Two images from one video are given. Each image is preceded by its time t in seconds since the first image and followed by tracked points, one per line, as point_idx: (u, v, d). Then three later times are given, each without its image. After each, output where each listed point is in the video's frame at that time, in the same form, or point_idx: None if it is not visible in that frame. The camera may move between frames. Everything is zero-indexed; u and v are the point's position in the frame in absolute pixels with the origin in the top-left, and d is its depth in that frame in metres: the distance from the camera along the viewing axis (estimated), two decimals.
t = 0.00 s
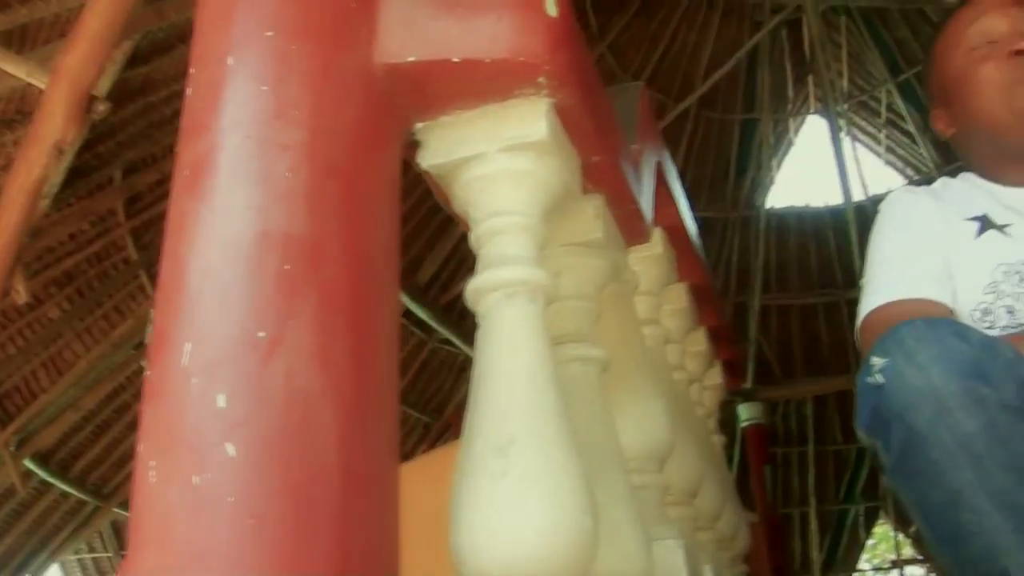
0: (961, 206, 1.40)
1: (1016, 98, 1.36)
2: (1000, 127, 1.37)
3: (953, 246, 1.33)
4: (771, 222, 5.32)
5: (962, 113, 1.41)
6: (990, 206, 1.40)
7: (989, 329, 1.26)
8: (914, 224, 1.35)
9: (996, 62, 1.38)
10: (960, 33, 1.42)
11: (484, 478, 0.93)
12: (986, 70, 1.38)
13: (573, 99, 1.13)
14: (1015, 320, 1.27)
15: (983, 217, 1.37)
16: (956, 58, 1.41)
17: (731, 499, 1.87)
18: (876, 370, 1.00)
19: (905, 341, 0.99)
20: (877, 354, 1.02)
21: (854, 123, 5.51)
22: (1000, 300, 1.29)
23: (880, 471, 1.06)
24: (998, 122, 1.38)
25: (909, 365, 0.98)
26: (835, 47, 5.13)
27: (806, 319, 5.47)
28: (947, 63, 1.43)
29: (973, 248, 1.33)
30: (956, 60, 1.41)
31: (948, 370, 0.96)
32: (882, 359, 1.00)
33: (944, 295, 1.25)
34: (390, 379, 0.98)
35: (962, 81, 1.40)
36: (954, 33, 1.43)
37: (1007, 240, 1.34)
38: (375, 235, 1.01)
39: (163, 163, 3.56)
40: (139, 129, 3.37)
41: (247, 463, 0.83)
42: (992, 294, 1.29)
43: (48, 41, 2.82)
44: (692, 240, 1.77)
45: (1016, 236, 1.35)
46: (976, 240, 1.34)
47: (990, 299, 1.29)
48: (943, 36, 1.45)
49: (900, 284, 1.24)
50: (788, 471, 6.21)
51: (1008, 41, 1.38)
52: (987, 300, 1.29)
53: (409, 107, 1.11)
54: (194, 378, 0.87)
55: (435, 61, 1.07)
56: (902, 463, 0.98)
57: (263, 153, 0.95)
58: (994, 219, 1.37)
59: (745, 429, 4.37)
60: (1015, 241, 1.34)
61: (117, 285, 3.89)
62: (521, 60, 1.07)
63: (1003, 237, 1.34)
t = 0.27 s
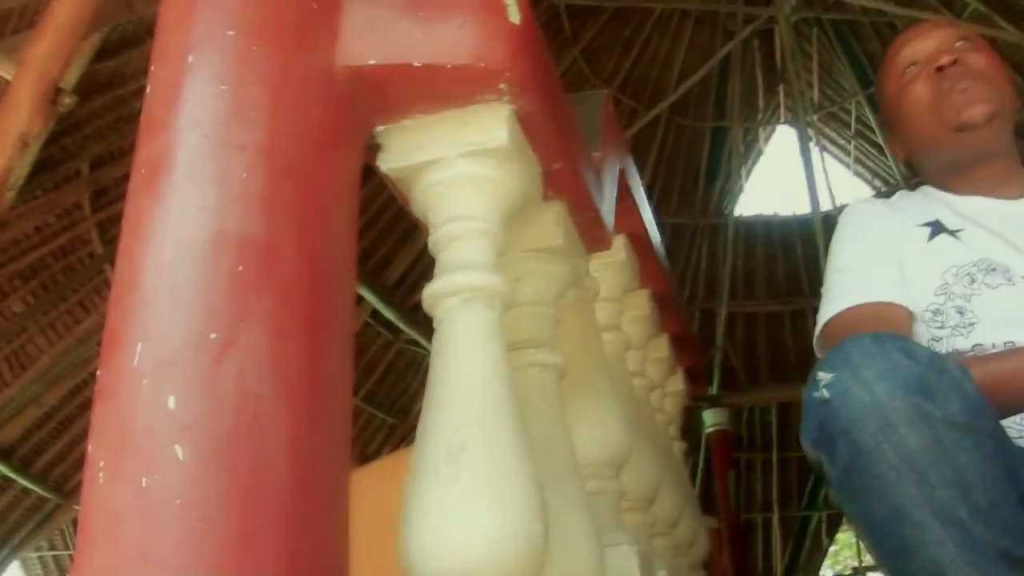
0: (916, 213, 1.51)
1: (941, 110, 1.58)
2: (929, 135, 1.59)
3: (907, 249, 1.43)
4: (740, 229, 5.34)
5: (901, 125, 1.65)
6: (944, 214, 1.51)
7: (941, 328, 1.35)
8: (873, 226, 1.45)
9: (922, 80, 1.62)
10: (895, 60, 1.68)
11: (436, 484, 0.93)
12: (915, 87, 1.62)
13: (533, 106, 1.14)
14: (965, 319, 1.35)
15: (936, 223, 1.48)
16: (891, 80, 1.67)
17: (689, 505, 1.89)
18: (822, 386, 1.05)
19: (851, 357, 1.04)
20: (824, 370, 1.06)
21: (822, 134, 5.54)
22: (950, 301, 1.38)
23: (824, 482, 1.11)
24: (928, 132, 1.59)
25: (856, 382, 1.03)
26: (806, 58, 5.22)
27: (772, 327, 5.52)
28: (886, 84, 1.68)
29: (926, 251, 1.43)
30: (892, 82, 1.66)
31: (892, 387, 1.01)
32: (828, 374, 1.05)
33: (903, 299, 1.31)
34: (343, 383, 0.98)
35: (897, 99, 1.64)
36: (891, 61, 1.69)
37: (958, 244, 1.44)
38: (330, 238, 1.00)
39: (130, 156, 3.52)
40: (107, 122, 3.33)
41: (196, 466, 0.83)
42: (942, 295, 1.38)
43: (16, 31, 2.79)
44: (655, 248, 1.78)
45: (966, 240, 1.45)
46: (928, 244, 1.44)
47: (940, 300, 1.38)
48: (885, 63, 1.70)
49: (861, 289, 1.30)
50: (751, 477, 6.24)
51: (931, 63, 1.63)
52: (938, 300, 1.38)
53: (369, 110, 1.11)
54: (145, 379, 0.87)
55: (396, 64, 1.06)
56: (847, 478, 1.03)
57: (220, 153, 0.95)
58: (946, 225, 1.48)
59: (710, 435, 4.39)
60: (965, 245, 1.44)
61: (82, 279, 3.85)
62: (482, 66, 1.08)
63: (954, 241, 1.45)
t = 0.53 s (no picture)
0: (877, 241, 1.53)
1: (897, 142, 1.60)
2: (887, 166, 1.61)
3: (867, 276, 1.45)
4: (709, 238, 5.38)
5: (861, 155, 1.67)
6: (904, 241, 1.53)
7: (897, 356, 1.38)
8: (834, 250, 1.46)
9: (879, 111, 1.64)
10: (858, 90, 1.71)
11: (389, 490, 0.93)
12: (873, 118, 1.64)
13: (496, 115, 1.14)
14: (922, 347, 1.39)
15: (896, 252, 1.50)
16: (853, 110, 1.69)
17: (650, 512, 1.90)
18: (775, 398, 1.06)
19: (804, 370, 1.05)
20: (777, 382, 1.07)
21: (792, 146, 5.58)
22: (907, 328, 1.40)
23: (777, 495, 1.12)
24: (886, 163, 1.61)
25: (808, 394, 1.04)
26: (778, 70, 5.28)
27: (739, 336, 5.59)
28: (849, 113, 1.71)
29: (885, 278, 1.45)
30: (854, 111, 1.69)
31: (844, 401, 1.02)
32: (781, 387, 1.06)
33: (855, 321, 1.33)
34: (297, 388, 0.98)
35: (858, 128, 1.67)
36: (855, 90, 1.71)
37: (917, 273, 1.47)
38: (288, 243, 1.00)
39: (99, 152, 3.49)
40: (75, 117, 3.29)
41: (146, 470, 0.82)
42: (900, 323, 1.41)
43: None
44: (620, 258, 1.79)
45: (925, 270, 1.48)
46: (887, 271, 1.47)
47: (897, 327, 1.41)
48: (849, 91, 1.73)
49: (819, 313, 1.31)
50: (716, 485, 6.26)
51: (890, 94, 1.65)
52: (895, 327, 1.41)
53: (331, 114, 1.11)
54: (99, 381, 0.86)
55: (358, 71, 1.06)
56: (798, 489, 1.04)
57: (180, 155, 0.94)
58: (906, 253, 1.50)
59: (677, 442, 4.42)
60: (924, 275, 1.47)
61: (48, 274, 3.79)
62: (445, 75, 1.08)
63: (913, 270, 1.47)
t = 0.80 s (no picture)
0: (839, 250, 1.55)
1: (861, 152, 1.62)
2: (851, 174, 1.64)
3: (829, 285, 1.47)
4: (680, 245, 5.41)
5: (827, 164, 1.70)
6: (866, 251, 1.55)
7: (856, 362, 1.39)
8: (796, 260, 1.50)
9: (844, 119, 1.67)
10: (826, 99, 1.74)
11: (347, 497, 0.93)
12: (838, 127, 1.67)
13: (461, 122, 1.14)
14: (882, 355, 1.40)
15: (857, 260, 1.53)
16: (820, 118, 1.72)
17: (614, 518, 1.90)
18: (732, 408, 1.08)
19: (760, 381, 1.06)
20: (734, 392, 1.08)
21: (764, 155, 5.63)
22: (868, 336, 1.42)
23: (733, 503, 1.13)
24: (850, 170, 1.64)
25: (764, 405, 1.05)
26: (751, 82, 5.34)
27: (709, 343, 5.62)
28: (817, 121, 1.73)
29: (846, 286, 1.48)
30: (821, 120, 1.72)
31: (799, 412, 1.04)
32: (738, 397, 1.07)
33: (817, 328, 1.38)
34: (254, 392, 0.97)
35: (824, 136, 1.69)
36: (824, 99, 1.74)
37: (878, 282, 1.49)
38: (249, 246, 1.00)
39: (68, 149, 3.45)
40: (44, 114, 3.26)
41: (102, 473, 0.82)
42: (860, 331, 1.43)
43: None
44: (586, 265, 1.80)
45: (886, 278, 1.49)
46: (848, 279, 1.49)
47: (858, 335, 1.42)
48: (819, 99, 1.75)
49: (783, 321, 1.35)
50: (683, 491, 6.28)
51: (856, 103, 1.67)
52: (856, 335, 1.42)
53: (296, 119, 1.10)
54: (56, 383, 0.85)
55: (323, 75, 1.06)
56: (753, 496, 1.06)
57: (141, 157, 0.94)
58: (868, 262, 1.53)
59: (646, 449, 4.42)
60: (885, 284, 1.49)
61: (16, 271, 3.63)
62: (410, 80, 1.08)
63: (875, 279, 1.49)
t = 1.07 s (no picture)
0: (807, 259, 1.57)
1: (822, 164, 1.64)
2: (813, 186, 1.65)
3: (797, 293, 1.50)
4: (656, 252, 5.43)
5: (791, 176, 1.71)
6: (833, 261, 1.57)
7: (824, 370, 1.41)
8: (765, 267, 1.51)
9: (806, 133, 1.68)
10: (790, 113, 1.75)
11: (311, 501, 0.92)
12: (800, 140, 1.68)
13: (432, 126, 1.13)
14: (849, 363, 1.42)
15: (825, 268, 1.55)
16: (784, 131, 1.73)
17: (584, 523, 1.91)
18: (696, 414, 1.08)
19: (724, 387, 1.07)
20: (698, 398, 1.09)
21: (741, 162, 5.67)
22: (835, 345, 1.44)
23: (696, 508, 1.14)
24: (812, 182, 1.65)
25: (728, 411, 1.06)
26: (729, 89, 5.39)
27: (684, 347, 5.65)
28: (781, 134, 1.74)
29: (813, 294, 1.50)
30: (785, 133, 1.73)
31: (762, 418, 1.05)
32: (702, 403, 1.08)
33: (794, 336, 1.40)
34: (219, 393, 0.97)
35: (787, 149, 1.71)
36: (788, 113, 1.75)
37: (845, 290, 1.51)
38: (216, 247, 0.99)
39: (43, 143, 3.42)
40: (19, 108, 3.22)
41: (64, 475, 0.81)
42: (829, 340, 1.45)
43: None
44: (560, 268, 1.81)
45: (853, 287, 1.52)
46: (815, 288, 1.51)
47: (826, 344, 1.45)
48: (783, 113, 1.76)
49: (751, 330, 1.38)
50: (657, 496, 6.29)
51: (817, 117, 1.68)
52: (824, 344, 1.45)
53: (267, 120, 1.10)
54: (19, 383, 0.84)
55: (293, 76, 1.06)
56: (716, 501, 1.07)
57: (108, 155, 0.93)
58: (835, 271, 1.55)
59: (619, 453, 4.42)
60: (851, 292, 1.51)
61: None
62: (381, 83, 1.08)
63: (841, 287, 1.51)
